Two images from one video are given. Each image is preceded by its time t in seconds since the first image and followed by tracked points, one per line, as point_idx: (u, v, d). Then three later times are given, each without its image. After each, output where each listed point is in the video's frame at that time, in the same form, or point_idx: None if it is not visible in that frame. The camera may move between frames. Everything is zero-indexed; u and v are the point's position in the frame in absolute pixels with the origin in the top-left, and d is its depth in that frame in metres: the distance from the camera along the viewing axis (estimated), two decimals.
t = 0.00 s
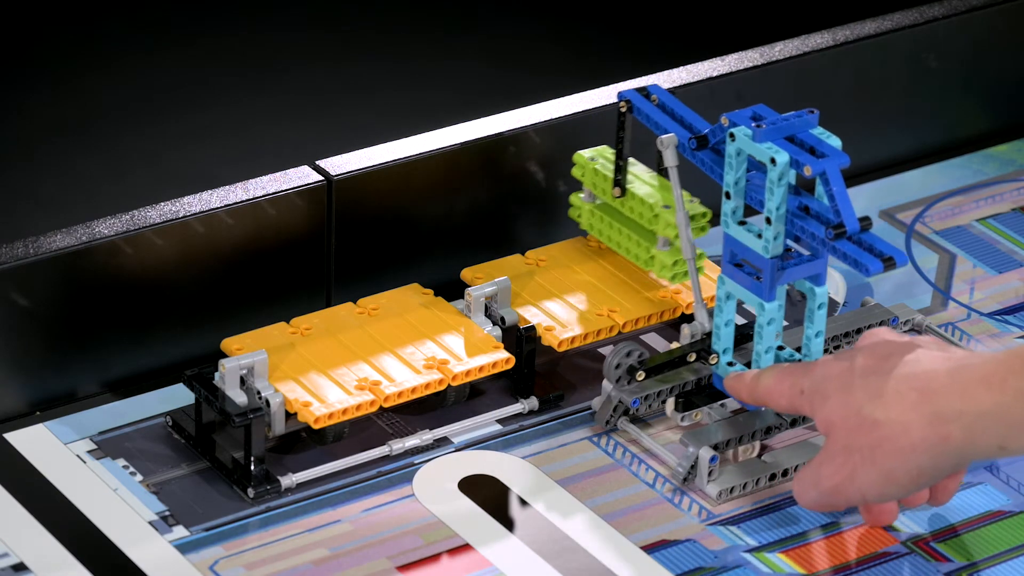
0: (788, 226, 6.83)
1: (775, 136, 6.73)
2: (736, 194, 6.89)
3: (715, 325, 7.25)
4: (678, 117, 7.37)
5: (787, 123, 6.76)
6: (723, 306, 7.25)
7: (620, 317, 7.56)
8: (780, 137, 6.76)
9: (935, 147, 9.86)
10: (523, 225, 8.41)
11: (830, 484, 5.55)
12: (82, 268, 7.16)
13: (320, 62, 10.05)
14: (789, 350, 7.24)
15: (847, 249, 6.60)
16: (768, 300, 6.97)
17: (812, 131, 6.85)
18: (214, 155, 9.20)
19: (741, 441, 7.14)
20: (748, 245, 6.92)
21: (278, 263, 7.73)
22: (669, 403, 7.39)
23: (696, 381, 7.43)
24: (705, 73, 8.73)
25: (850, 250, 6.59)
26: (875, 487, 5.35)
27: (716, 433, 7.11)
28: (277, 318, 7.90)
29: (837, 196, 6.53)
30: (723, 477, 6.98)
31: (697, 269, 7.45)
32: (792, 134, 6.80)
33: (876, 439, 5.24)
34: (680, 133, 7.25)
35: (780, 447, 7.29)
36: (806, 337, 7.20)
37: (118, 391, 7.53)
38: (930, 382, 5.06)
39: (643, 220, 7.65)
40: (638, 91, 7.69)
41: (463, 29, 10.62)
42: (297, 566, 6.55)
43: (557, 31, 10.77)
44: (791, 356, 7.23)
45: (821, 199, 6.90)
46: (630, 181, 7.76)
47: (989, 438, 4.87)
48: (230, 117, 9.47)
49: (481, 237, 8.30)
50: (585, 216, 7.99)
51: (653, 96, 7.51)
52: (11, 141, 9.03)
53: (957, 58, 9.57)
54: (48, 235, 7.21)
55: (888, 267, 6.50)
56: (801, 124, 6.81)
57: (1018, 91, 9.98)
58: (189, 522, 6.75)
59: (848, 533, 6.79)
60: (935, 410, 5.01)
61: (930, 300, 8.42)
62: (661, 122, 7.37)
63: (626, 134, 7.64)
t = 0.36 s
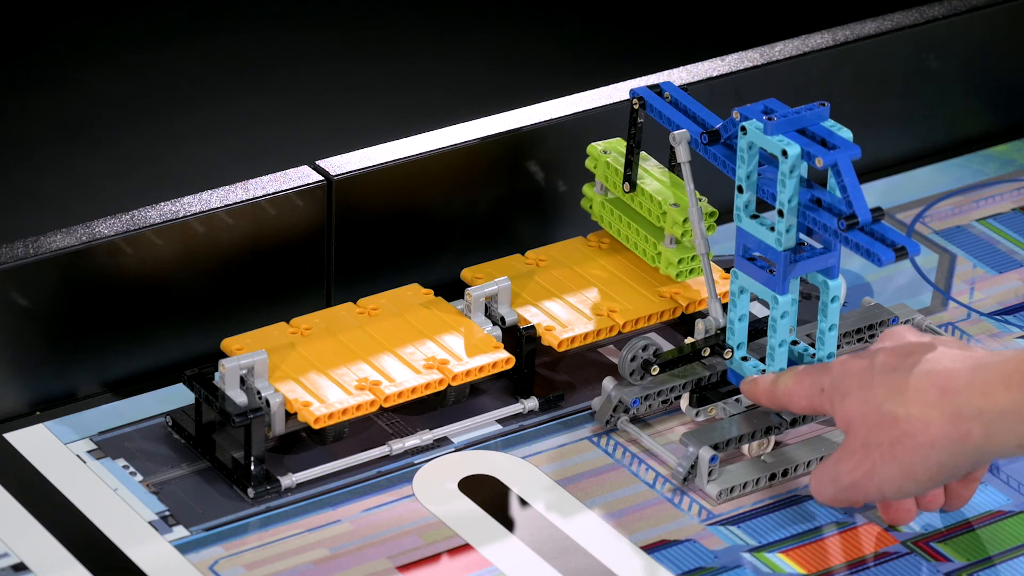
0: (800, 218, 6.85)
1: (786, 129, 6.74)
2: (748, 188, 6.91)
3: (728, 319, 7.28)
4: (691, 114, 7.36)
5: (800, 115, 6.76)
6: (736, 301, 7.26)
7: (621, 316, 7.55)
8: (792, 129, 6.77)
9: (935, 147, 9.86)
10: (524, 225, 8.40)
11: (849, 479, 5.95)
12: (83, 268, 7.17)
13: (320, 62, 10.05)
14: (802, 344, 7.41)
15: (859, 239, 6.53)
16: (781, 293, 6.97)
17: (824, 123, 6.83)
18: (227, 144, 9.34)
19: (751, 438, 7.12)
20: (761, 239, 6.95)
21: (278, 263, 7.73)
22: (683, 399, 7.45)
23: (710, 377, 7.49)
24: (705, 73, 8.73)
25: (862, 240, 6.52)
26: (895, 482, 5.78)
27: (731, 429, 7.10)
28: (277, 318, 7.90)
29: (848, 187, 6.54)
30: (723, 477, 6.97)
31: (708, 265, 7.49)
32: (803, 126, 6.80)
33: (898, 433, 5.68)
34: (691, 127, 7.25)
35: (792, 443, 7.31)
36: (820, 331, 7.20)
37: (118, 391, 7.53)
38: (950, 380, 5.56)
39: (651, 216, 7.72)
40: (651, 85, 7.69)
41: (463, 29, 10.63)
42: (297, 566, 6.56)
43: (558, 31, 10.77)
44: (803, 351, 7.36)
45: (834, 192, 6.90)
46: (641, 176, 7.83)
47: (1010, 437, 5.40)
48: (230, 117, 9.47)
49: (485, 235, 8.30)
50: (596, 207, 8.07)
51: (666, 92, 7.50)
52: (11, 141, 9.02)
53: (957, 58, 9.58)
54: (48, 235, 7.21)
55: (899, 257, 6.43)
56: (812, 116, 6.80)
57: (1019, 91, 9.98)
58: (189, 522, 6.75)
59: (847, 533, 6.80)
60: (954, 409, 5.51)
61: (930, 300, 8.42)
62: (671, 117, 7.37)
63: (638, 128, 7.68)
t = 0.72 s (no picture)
0: (800, 218, 6.85)
1: (786, 129, 6.74)
2: (748, 188, 6.90)
3: (728, 320, 7.31)
4: (691, 113, 7.36)
5: (800, 115, 6.76)
6: (736, 301, 7.27)
7: (621, 316, 7.55)
8: (792, 129, 6.77)
9: (935, 147, 9.86)
10: (523, 225, 8.40)
11: None
12: (83, 268, 7.17)
13: (319, 62, 10.05)
14: (802, 345, 7.46)
15: (859, 239, 6.54)
16: (781, 293, 6.97)
17: (824, 124, 6.83)
18: (226, 146, 9.26)
19: (750, 438, 7.11)
20: (760, 239, 6.95)
21: (277, 263, 7.73)
22: (685, 399, 7.45)
23: (710, 377, 7.49)
24: (705, 73, 8.73)
25: (862, 240, 6.53)
26: None
27: (731, 429, 7.07)
28: (277, 318, 7.90)
29: (848, 187, 6.54)
30: (723, 477, 6.95)
31: (708, 264, 7.49)
32: (803, 126, 6.80)
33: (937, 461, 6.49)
34: (692, 128, 7.25)
35: (794, 442, 7.32)
36: (820, 331, 7.22)
37: (118, 391, 7.53)
38: None
39: (654, 217, 7.74)
40: (651, 85, 7.68)
41: (463, 30, 10.63)
42: (296, 566, 6.56)
43: (558, 31, 10.76)
44: (803, 351, 7.42)
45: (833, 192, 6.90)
46: (644, 177, 7.84)
47: None
48: (229, 117, 9.47)
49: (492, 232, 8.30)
50: (599, 211, 8.08)
51: (665, 92, 7.50)
52: (11, 140, 9.00)
53: (957, 58, 9.58)
54: (48, 235, 7.21)
55: (899, 257, 6.45)
56: (812, 116, 6.80)
57: (1019, 91, 9.98)
58: (189, 522, 6.75)
59: (847, 533, 6.80)
60: None
61: (930, 300, 8.42)
62: (672, 117, 7.37)
63: (638, 130, 7.68)
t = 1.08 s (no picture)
0: (800, 218, 6.86)
1: (786, 129, 6.74)
2: (749, 188, 6.90)
3: (729, 320, 7.31)
4: (691, 113, 7.37)
5: (800, 115, 6.76)
6: (736, 301, 7.27)
7: (621, 316, 7.54)
8: (792, 129, 6.77)
9: (935, 147, 9.86)
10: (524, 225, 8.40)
11: None
12: (83, 269, 7.17)
13: (319, 61, 10.05)
14: (802, 345, 7.46)
15: (859, 239, 6.54)
16: (781, 293, 6.97)
17: (824, 124, 6.83)
18: (226, 145, 9.26)
19: (750, 438, 7.11)
20: (760, 239, 6.95)
21: (277, 263, 7.73)
22: (685, 399, 7.45)
23: (710, 377, 7.48)
24: (705, 73, 8.73)
25: (862, 240, 6.53)
26: None
27: (731, 429, 7.07)
28: (277, 318, 7.90)
29: (848, 187, 6.54)
30: (723, 477, 6.95)
31: (708, 264, 7.50)
32: (803, 126, 6.80)
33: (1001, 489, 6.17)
34: (692, 128, 7.25)
35: (794, 442, 7.32)
36: (820, 331, 7.22)
37: (117, 391, 7.53)
38: None
39: (654, 217, 7.74)
40: (651, 85, 7.68)
41: (463, 30, 10.63)
42: (296, 566, 6.56)
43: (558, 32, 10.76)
44: (803, 351, 7.43)
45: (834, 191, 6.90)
46: (643, 177, 7.84)
47: None
48: (229, 117, 9.47)
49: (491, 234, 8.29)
50: (598, 211, 8.08)
51: (665, 92, 7.50)
52: (11, 140, 9.00)
53: (957, 58, 9.58)
54: (48, 235, 7.21)
55: (899, 257, 6.46)
56: (812, 116, 6.80)
57: (1019, 91, 9.98)
58: (189, 522, 6.75)
59: (847, 533, 6.80)
60: None
61: (930, 300, 8.42)
62: (672, 117, 7.37)
63: (638, 129, 7.68)
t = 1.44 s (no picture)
0: (800, 218, 6.86)
1: (786, 129, 6.74)
2: (749, 188, 6.90)
3: (729, 320, 7.31)
4: (690, 113, 7.36)
5: (800, 115, 6.76)
6: (737, 301, 7.27)
7: (620, 316, 7.54)
8: (792, 129, 6.77)
9: (935, 147, 9.86)
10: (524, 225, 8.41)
11: None
12: (83, 269, 7.17)
13: (319, 61, 10.05)
14: (802, 345, 7.46)
15: (859, 239, 6.54)
16: (781, 293, 6.97)
17: (824, 124, 6.83)
18: (226, 146, 9.27)
19: (750, 438, 7.11)
20: (760, 239, 6.95)
21: (278, 263, 7.73)
22: (685, 399, 7.45)
23: (710, 377, 7.48)
24: (705, 73, 8.73)
25: (862, 240, 6.53)
26: None
27: (731, 429, 7.07)
28: (277, 318, 7.90)
29: (848, 187, 6.54)
30: (723, 477, 6.95)
31: (708, 264, 7.50)
32: (803, 126, 6.80)
33: None
34: (692, 127, 7.25)
35: (794, 443, 7.32)
36: (820, 331, 7.22)
37: (118, 391, 7.53)
38: None
39: (654, 217, 7.74)
40: (651, 85, 7.68)
41: (463, 30, 10.62)
42: (297, 566, 6.56)
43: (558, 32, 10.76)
44: (803, 351, 7.43)
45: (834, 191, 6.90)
46: (643, 177, 7.84)
47: None
48: (229, 117, 9.47)
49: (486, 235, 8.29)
50: (599, 211, 8.07)
51: (665, 92, 7.50)
52: (11, 140, 9.00)
53: (957, 58, 9.58)
54: (48, 235, 7.21)
55: (899, 257, 6.46)
56: (812, 116, 6.80)
57: (1019, 91, 9.98)
58: (189, 522, 6.75)
59: (847, 533, 6.80)
60: None
61: (930, 300, 8.42)
62: (672, 117, 7.37)
63: (638, 129, 7.68)
